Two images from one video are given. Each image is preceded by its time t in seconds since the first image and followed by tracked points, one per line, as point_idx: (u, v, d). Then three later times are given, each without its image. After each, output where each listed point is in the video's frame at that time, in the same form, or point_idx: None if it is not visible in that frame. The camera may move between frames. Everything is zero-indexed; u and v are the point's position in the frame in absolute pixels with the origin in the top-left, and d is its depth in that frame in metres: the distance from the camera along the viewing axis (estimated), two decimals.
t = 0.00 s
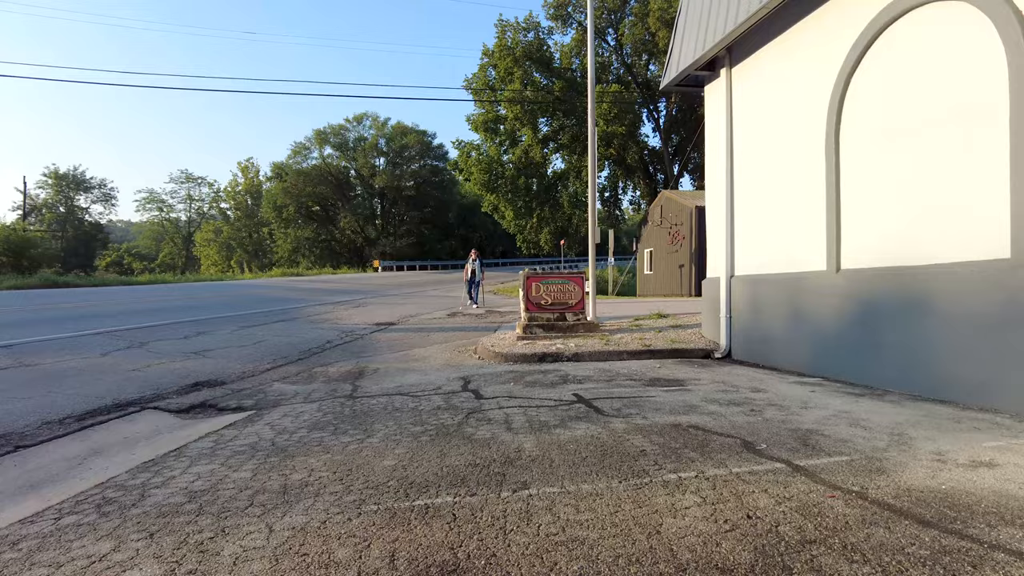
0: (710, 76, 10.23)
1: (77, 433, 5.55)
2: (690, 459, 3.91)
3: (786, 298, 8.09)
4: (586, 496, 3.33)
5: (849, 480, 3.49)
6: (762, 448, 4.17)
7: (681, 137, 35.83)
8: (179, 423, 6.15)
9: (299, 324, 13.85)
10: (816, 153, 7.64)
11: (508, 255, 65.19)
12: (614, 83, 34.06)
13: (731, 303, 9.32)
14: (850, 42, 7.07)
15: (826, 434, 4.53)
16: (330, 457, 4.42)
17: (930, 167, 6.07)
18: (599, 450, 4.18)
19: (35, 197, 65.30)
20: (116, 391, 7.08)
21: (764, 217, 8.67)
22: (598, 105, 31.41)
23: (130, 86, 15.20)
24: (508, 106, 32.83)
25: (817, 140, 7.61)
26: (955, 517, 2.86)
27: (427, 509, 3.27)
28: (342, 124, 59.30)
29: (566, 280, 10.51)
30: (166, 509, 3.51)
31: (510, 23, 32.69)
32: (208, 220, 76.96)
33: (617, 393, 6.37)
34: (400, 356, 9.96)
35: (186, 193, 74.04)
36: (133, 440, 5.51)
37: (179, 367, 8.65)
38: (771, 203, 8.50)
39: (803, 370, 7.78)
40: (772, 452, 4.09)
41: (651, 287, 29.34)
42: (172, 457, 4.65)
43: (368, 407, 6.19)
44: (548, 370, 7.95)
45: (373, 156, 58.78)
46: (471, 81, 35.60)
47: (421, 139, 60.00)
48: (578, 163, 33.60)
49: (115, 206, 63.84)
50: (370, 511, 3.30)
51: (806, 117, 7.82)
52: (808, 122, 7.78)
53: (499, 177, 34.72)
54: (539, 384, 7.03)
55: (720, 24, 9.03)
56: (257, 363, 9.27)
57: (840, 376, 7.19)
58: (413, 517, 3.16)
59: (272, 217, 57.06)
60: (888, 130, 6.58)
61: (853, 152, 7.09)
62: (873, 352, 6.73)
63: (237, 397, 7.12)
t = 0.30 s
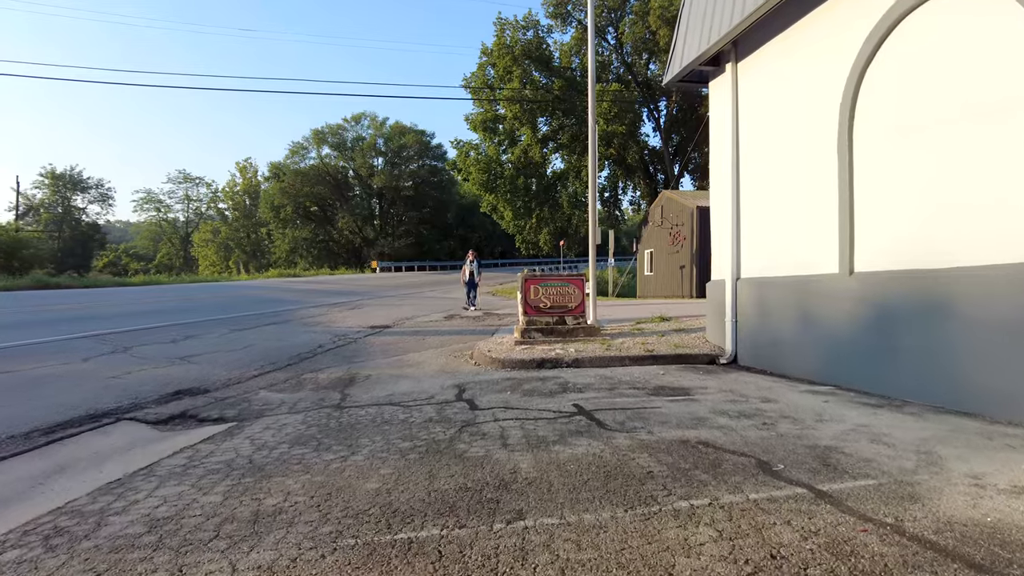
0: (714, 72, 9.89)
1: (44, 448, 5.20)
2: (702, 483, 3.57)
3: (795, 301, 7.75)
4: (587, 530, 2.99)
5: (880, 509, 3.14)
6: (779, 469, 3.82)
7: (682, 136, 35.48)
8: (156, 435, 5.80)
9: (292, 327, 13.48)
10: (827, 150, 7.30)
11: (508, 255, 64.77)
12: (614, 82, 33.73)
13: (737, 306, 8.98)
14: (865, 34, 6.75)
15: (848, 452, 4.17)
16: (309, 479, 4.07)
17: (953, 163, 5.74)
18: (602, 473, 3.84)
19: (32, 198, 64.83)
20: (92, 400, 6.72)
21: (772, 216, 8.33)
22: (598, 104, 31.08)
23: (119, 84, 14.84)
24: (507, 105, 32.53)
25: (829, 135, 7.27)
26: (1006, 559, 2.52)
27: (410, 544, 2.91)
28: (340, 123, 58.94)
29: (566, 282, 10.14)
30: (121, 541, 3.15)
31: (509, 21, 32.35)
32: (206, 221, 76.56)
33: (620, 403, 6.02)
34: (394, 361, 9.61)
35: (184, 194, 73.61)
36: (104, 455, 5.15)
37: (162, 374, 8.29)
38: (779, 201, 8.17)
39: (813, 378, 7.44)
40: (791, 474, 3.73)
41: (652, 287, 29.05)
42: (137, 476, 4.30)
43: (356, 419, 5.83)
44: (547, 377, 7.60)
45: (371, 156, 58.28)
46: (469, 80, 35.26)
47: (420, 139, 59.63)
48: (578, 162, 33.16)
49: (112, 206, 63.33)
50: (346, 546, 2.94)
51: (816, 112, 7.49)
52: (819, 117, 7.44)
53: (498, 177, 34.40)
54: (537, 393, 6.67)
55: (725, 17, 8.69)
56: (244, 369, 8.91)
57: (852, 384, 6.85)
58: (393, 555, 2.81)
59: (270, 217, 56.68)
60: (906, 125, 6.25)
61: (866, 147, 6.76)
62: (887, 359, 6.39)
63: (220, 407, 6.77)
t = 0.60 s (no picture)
0: (717, 63, 9.52)
1: None
2: (713, 505, 3.20)
3: (803, 302, 7.39)
4: (584, 563, 2.62)
5: (918, 538, 2.76)
6: (797, 488, 3.45)
7: (681, 135, 35.13)
8: (124, 445, 5.41)
9: (282, 329, 13.09)
10: (837, 141, 6.93)
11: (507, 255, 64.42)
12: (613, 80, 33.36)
13: (743, 306, 8.62)
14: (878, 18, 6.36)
15: (871, 466, 3.80)
16: (279, 498, 3.68)
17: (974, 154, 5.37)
18: (601, 493, 3.47)
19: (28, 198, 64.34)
20: (61, 407, 6.33)
21: (779, 212, 7.96)
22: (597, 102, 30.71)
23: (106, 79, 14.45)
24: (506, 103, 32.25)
25: (839, 127, 6.91)
26: None
27: None
28: (337, 123, 58.56)
29: (564, 282, 9.72)
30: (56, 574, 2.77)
31: (507, 18, 31.97)
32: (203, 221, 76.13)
33: (621, 411, 5.63)
34: (385, 364, 9.23)
35: (181, 194, 73.19)
36: (64, 467, 4.77)
37: (140, 378, 7.90)
38: (786, 197, 7.80)
39: (822, 382, 7.09)
40: (812, 494, 3.35)
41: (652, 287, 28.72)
42: (90, 494, 3.91)
43: (338, 428, 5.45)
44: (543, 382, 7.22)
45: (369, 156, 57.87)
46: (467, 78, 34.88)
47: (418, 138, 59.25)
48: (577, 161, 32.91)
49: (109, 206, 62.87)
50: None
51: (826, 103, 7.12)
52: (828, 107, 7.07)
53: (496, 176, 34.04)
54: (533, 399, 6.29)
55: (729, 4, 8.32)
56: (227, 373, 8.53)
57: (865, 389, 6.49)
58: None
59: (267, 217, 56.28)
60: (923, 114, 5.87)
61: (879, 139, 6.39)
62: (903, 362, 6.02)
63: (197, 413, 6.39)
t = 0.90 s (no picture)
0: (723, 55, 9.16)
1: None
2: (734, 537, 2.84)
3: (816, 304, 7.05)
4: None
5: None
6: (826, 514, 3.09)
7: (683, 133, 34.76)
8: (93, 458, 5.04)
9: (275, 331, 12.73)
10: (854, 136, 6.57)
11: (506, 255, 64.06)
12: (614, 78, 33.01)
13: (752, 308, 8.27)
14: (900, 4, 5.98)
15: (905, 487, 3.44)
16: (249, 524, 3.33)
17: (1005, 148, 4.99)
18: (608, 521, 3.11)
19: (26, 197, 63.86)
20: (32, 416, 5.96)
21: (790, 210, 7.60)
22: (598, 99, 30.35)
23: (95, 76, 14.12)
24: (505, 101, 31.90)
25: (856, 121, 6.54)
26: None
27: None
28: (336, 122, 58.18)
29: (565, 282, 9.35)
30: None
31: (507, 15, 31.60)
32: (202, 221, 75.78)
33: (625, 421, 5.27)
34: (379, 368, 8.87)
35: (180, 193, 72.84)
36: (25, 483, 4.41)
37: (121, 384, 7.54)
38: (799, 194, 7.44)
39: (836, 388, 6.75)
40: (843, 522, 2.98)
41: (654, 287, 28.40)
42: (43, 518, 3.55)
43: (323, 441, 5.09)
44: (543, 388, 6.86)
45: (368, 155, 57.48)
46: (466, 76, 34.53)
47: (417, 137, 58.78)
48: (577, 160, 32.55)
49: (107, 206, 62.42)
50: None
51: (841, 95, 6.75)
52: (844, 99, 6.70)
53: (496, 175, 33.67)
54: (532, 407, 5.93)
55: None
56: (213, 378, 8.16)
57: (884, 396, 6.14)
58: None
59: (265, 216, 55.95)
60: (949, 106, 5.48)
61: (899, 133, 6.02)
62: (926, 369, 5.67)
63: (176, 423, 6.03)
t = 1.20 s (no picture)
0: (734, 44, 8.80)
1: None
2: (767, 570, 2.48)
3: (834, 305, 6.71)
4: None
5: None
6: (869, 539, 2.73)
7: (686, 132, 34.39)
8: (64, 467, 4.70)
9: (270, 331, 12.39)
10: (875, 128, 6.20)
11: (507, 255, 63.57)
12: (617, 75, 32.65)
13: (766, 308, 7.93)
14: None
15: (952, 506, 3.07)
16: (219, 548, 2.98)
17: None
18: (622, 547, 2.75)
19: (26, 196, 63.59)
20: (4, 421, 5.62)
21: (807, 206, 7.24)
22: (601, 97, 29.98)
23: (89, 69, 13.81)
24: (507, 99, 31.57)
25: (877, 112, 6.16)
26: None
27: None
28: (336, 120, 57.86)
29: (569, 281, 8.99)
30: None
31: (509, 11, 31.27)
32: (203, 220, 75.48)
33: (635, 429, 4.91)
34: (374, 370, 8.52)
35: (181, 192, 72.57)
36: None
37: (104, 386, 7.20)
38: (815, 191, 7.09)
39: (855, 392, 6.44)
40: (890, 550, 2.62)
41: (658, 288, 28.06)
42: None
43: (310, 450, 4.74)
44: (546, 392, 6.50)
45: (368, 153, 57.11)
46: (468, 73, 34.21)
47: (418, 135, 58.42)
48: (579, 158, 32.18)
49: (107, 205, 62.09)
50: None
51: (862, 86, 6.38)
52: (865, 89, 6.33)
53: (498, 173, 33.32)
54: (535, 413, 5.57)
55: None
56: (201, 380, 7.81)
57: (909, 402, 5.80)
58: None
59: (266, 215, 55.71)
60: (982, 94, 5.10)
61: (925, 125, 5.65)
62: (956, 373, 5.31)
63: (158, 428, 5.67)
